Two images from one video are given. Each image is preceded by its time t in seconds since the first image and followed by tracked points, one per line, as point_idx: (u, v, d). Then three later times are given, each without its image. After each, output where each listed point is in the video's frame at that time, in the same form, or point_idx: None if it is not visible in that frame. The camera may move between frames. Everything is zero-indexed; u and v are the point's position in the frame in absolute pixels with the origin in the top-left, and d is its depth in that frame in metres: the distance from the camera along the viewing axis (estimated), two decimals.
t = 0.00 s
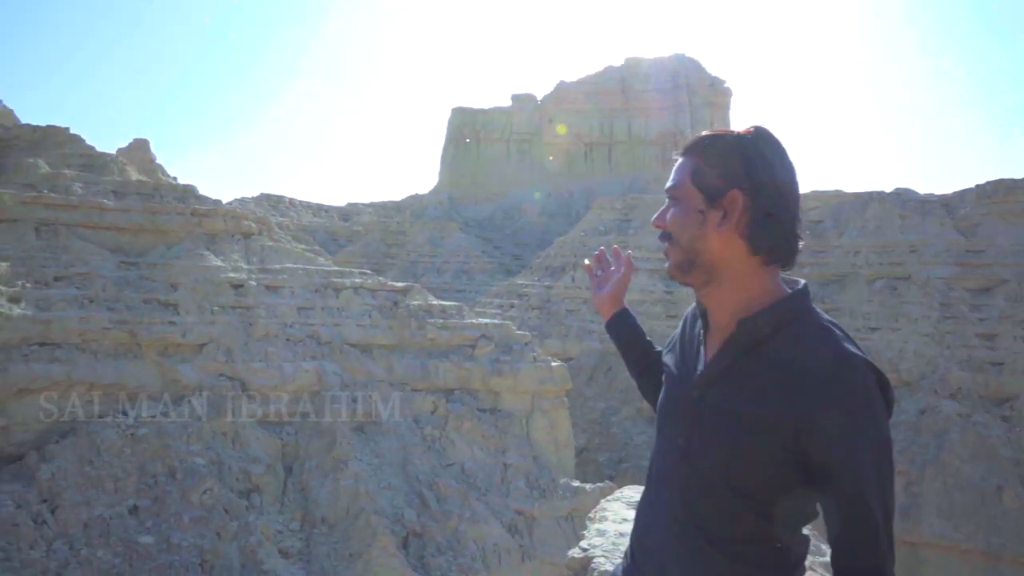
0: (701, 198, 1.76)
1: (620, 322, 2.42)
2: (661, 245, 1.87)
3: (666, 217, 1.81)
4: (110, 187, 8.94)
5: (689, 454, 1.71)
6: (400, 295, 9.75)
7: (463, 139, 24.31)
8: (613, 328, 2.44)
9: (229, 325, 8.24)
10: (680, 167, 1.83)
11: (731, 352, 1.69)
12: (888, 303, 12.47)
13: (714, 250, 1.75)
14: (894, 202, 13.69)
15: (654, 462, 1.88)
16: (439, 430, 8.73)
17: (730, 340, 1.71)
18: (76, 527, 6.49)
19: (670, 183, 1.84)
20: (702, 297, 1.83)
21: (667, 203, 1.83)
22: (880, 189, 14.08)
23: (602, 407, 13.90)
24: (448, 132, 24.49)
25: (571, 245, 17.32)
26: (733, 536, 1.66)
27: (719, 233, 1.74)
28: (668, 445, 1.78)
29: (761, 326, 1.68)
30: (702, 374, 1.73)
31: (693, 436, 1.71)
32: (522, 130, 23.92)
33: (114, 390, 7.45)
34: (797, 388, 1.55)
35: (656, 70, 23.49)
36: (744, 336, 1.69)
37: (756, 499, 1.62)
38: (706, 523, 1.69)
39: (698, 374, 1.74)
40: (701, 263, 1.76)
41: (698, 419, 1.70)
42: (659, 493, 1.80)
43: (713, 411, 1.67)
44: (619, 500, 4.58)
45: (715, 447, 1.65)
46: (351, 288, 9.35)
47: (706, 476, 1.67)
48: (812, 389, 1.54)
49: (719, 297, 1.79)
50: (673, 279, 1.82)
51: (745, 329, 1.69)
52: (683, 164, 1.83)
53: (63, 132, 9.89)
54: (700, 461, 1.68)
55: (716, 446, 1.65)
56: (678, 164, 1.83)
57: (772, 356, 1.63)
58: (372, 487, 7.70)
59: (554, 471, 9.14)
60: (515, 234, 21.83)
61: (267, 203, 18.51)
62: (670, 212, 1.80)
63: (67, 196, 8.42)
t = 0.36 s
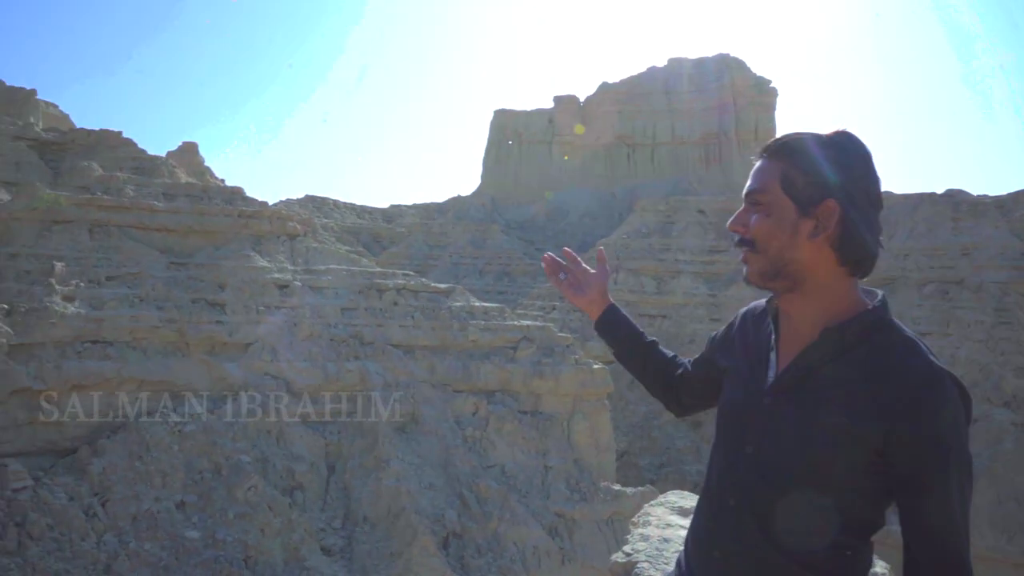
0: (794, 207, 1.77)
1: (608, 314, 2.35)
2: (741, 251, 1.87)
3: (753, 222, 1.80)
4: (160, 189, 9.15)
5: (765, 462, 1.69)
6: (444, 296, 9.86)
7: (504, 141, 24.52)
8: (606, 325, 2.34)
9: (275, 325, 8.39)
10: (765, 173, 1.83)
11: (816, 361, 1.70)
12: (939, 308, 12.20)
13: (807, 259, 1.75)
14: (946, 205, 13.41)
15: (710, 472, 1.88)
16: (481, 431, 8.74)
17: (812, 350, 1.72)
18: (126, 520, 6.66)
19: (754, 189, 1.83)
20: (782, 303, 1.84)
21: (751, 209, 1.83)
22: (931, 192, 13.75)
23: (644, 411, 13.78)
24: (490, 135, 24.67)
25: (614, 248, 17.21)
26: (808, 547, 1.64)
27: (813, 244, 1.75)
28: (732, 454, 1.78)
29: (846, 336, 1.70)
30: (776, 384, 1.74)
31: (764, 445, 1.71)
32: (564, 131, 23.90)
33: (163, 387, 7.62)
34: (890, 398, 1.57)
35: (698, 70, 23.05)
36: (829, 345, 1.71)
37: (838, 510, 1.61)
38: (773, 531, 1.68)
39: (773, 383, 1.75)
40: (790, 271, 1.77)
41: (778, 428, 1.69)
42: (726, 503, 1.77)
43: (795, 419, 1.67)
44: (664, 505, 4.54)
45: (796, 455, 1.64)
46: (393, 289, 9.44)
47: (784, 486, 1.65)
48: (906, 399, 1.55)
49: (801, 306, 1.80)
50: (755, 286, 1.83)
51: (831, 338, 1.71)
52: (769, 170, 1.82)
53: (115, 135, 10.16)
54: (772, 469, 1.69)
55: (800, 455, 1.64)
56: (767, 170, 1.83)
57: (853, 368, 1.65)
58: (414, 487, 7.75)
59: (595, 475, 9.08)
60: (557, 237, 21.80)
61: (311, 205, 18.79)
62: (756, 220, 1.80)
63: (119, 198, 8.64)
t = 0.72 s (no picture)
0: (880, 209, 1.74)
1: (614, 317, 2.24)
2: (812, 250, 1.85)
3: (835, 220, 1.78)
4: (211, 197, 9.50)
5: (837, 470, 1.69)
6: (488, 299, 9.89)
7: (548, 143, 24.39)
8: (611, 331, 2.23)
9: (321, 328, 8.54)
10: (848, 173, 1.80)
11: (887, 367, 1.68)
12: (997, 309, 11.78)
13: (886, 263, 1.73)
14: (1003, 204, 12.98)
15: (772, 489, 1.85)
16: (525, 434, 8.73)
17: (883, 355, 1.70)
18: (177, 518, 6.81)
19: (834, 189, 1.81)
20: (850, 304, 1.82)
21: (830, 207, 1.80)
22: (988, 190, 13.33)
23: (690, 414, 13.61)
24: (534, 138, 24.63)
25: (659, 250, 17.06)
26: (883, 553, 1.64)
27: (893, 249, 1.73)
28: (801, 461, 1.77)
29: (919, 341, 1.67)
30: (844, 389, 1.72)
31: (833, 451, 1.70)
32: (607, 133, 23.83)
33: (213, 388, 7.79)
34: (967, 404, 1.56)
35: (742, 68, 22.80)
36: (900, 351, 1.69)
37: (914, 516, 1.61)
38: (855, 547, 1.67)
39: (840, 388, 1.73)
40: (868, 274, 1.75)
41: (848, 435, 1.68)
42: (795, 510, 1.76)
43: (867, 427, 1.66)
44: (711, 510, 4.46)
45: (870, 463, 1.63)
46: (438, 292, 9.51)
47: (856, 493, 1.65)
48: (984, 405, 1.54)
49: (872, 309, 1.78)
50: (824, 286, 1.81)
51: (903, 343, 1.69)
52: (851, 171, 1.80)
53: (167, 143, 10.45)
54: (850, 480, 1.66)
55: (873, 463, 1.63)
56: (852, 169, 1.80)
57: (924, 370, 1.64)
58: (458, 488, 7.78)
59: (641, 479, 8.98)
60: (601, 239, 21.69)
61: (357, 209, 19.04)
62: (836, 219, 1.78)
63: (171, 204, 8.88)
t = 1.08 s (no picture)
0: (1016, 213, 1.65)
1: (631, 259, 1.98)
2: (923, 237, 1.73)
3: (964, 211, 1.67)
4: (270, 202, 9.54)
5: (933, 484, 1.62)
6: (543, 304, 9.86)
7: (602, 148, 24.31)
8: (631, 265, 1.96)
9: (377, 332, 8.65)
10: (988, 170, 1.70)
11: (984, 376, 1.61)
12: None
13: (1007, 267, 1.64)
14: None
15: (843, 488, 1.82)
16: (579, 441, 8.68)
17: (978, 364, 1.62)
18: (235, 516, 6.96)
19: (971, 181, 1.70)
20: (949, 304, 1.71)
21: (958, 198, 1.69)
22: None
23: (746, 424, 13.36)
24: (588, 143, 24.53)
25: (715, 256, 16.78)
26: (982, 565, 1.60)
27: (1018, 256, 1.63)
28: (890, 473, 1.69)
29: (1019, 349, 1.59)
30: (934, 399, 1.65)
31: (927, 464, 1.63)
32: (662, 137, 23.60)
33: (271, 390, 7.93)
34: None
35: (800, 70, 22.28)
36: (998, 359, 1.61)
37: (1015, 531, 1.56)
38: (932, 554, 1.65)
39: (931, 398, 1.66)
40: (985, 273, 1.64)
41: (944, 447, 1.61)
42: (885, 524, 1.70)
43: (965, 439, 1.59)
44: (770, 522, 4.36)
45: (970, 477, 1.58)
46: (493, 297, 9.53)
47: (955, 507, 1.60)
48: None
49: (971, 313, 1.69)
50: (930, 277, 1.69)
51: (1001, 350, 1.61)
52: (991, 170, 1.70)
53: (228, 150, 10.70)
54: (933, 491, 1.63)
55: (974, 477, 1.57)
56: (993, 166, 1.71)
57: (1018, 381, 1.57)
58: (511, 494, 7.77)
59: (696, 489, 8.85)
60: (656, 245, 21.48)
61: (412, 214, 19.22)
62: (966, 209, 1.67)
63: (232, 210, 9.10)
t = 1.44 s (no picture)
0: None
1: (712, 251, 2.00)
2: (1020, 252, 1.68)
3: None
4: (347, 220, 9.82)
5: None
6: (617, 317, 9.78)
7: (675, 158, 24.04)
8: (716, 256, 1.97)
9: (453, 346, 8.75)
10: None
11: None
12: None
13: None
14: None
15: (944, 508, 1.74)
16: (656, 455, 8.55)
17: None
18: (316, 527, 7.12)
19: None
20: None
21: None
22: None
23: (831, 438, 12.93)
24: (659, 154, 24.36)
25: (795, 264, 16.33)
26: None
27: None
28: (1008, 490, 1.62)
29: None
30: None
31: None
32: (735, 145, 23.20)
33: (350, 404, 8.10)
34: None
35: (880, 71, 21.56)
36: None
37: None
38: None
39: None
40: None
41: None
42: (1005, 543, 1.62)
43: None
44: (859, 540, 4.21)
45: None
46: (567, 310, 9.51)
47: None
48: None
49: None
50: None
51: None
52: None
53: (307, 170, 11.03)
54: None
55: None
56: None
57: None
58: (589, 509, 7.71)
59: (778, 506, 8.60)
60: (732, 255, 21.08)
61: (485, 229, 19.38)
62: None
63: (311, 228, 9.36)
